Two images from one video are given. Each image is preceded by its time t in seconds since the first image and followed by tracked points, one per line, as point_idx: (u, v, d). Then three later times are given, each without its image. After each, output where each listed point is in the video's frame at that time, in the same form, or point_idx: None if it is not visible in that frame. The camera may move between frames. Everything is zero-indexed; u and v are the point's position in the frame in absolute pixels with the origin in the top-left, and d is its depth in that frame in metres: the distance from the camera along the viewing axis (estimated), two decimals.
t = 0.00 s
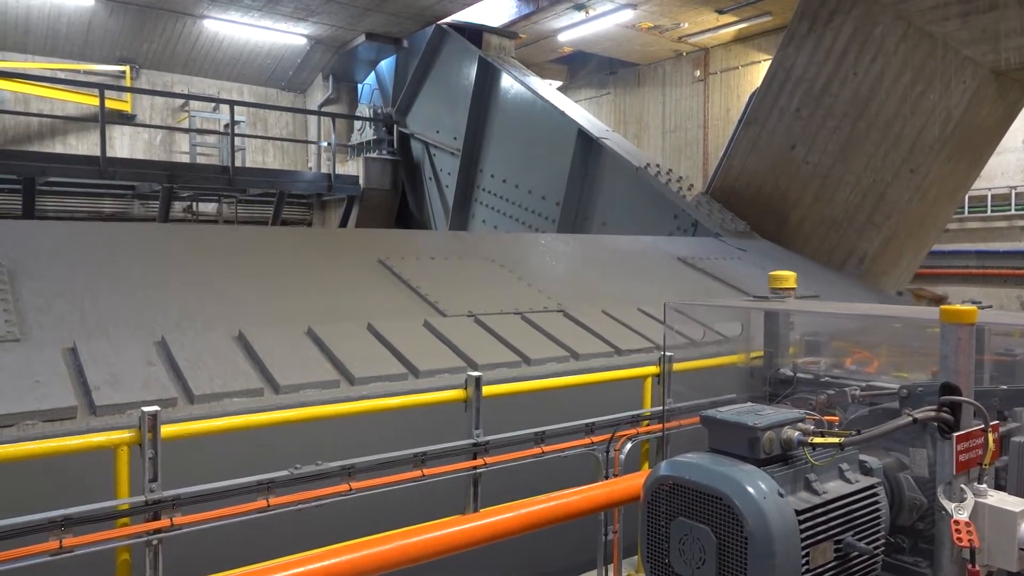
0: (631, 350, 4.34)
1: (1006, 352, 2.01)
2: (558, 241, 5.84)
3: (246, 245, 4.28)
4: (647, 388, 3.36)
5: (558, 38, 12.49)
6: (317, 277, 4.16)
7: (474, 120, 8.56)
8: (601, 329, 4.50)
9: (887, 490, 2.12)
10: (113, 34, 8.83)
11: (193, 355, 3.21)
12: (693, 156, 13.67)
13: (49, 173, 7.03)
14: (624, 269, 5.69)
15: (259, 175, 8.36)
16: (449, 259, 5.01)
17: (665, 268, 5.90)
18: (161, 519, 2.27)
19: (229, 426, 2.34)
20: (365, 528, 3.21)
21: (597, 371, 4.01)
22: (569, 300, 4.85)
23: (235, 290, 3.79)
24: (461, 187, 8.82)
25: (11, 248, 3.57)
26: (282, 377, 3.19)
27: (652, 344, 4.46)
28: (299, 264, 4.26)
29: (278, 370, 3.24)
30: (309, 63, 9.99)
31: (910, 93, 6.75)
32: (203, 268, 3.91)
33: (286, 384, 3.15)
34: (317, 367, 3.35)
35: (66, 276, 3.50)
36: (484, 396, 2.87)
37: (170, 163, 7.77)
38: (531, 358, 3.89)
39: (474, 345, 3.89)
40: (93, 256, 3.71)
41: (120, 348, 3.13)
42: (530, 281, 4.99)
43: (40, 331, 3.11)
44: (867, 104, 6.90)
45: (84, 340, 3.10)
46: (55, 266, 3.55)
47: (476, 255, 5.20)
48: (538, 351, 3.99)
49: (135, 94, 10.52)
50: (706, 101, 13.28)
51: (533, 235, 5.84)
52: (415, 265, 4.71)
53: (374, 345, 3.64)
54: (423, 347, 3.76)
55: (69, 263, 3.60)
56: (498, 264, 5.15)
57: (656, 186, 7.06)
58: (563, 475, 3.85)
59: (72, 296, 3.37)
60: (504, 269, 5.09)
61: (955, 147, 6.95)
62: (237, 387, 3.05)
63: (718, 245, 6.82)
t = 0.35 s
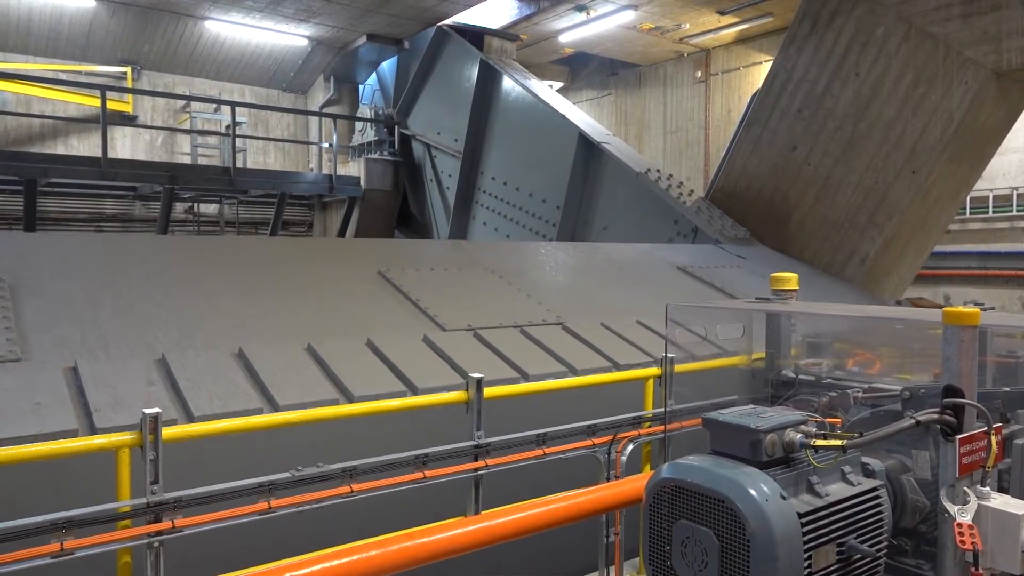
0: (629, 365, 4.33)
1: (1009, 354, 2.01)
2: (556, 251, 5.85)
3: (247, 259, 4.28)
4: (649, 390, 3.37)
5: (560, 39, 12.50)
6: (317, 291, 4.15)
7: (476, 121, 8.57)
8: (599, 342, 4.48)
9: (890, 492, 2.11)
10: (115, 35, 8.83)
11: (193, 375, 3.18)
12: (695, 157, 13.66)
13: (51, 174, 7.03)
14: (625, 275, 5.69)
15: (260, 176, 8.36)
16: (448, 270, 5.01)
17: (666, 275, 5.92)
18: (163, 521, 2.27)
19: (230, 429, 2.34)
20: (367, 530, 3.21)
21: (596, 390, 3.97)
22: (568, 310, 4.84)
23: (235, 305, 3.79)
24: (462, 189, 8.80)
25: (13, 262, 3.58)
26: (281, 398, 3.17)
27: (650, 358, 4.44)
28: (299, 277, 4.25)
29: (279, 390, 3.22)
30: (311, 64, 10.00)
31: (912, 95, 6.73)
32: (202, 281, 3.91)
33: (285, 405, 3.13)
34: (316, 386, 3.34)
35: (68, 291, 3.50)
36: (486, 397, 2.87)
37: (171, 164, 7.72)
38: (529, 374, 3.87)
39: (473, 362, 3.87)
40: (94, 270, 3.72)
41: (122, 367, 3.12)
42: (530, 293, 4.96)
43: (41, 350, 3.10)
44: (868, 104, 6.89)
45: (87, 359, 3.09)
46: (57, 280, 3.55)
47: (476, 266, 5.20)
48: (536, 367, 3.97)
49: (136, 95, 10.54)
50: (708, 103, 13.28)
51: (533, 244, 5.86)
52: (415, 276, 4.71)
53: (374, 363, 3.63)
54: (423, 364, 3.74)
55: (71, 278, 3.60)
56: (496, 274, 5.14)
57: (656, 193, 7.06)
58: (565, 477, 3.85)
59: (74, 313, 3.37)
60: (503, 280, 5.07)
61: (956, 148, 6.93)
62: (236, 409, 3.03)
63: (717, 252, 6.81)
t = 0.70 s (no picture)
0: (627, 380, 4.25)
1: (1012, 358, 2.00)
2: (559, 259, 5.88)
3: (248, 270, 4.27)
4: (651, 392, 3.37)
5: (562, 41, 12.52)
6: (319, 303, 4.16)
7: (479, 123, 8.58)
8: (599, 358, 4.44)
9: (892, 495, 2.11)
10: (119, 35, 8.84)
11: (193, 394, 3.17)
12: (697, 160, 13.67)
13: (54, 174, 7.04)
14: (626, 284, 5.70)
15: (263, 177, 8.37)
16: (449, 280, 5.01)
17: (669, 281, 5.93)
18: (165, 521, 2.27)
19: (233, 429, 2.35)
20: (370, 532, 3.21)
21: (596, 405, 3.90)
22: (569, 322, 4.82)
23: (235, 317, 3.79)
24: (465, 191, 8.82)
25: (17, 273, 3.60)
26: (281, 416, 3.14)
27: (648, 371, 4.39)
28: (300, 288, 4.25)
29: (280, 408, 3.20)
30: (314, 64, 10.02)
31: (914, 98, 6.70)
32: (202, 294, 3.91)
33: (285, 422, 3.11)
34: (316, 404, 3.31)
35: (70, 305, 3.51)
36: (488, 399, 2.88)
37: (174, 164, 7.71)
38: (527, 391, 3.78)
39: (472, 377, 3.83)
40: (96, 282, 3.72)
41: (124, 384, 3.11)
42: (530, 305, 4.93)
43: (44, 365, 3.10)
44: (871, 107, 6.89)
45: (89, 376, 3.09)
46: (60, 292, 3.56)
47: (477, 277, 5.19)
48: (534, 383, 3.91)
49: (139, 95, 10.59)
50: (710, 105, 13.28)
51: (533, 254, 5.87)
52: (416, 288, 4.70)
53: (375, 379, 3.61)
54: (422, 381, 3.70)
55: (73, 290, 3.61)
56: (496, 285, 5.14)
57: (658, 199, 7.05)
58: (567, 479, 3.85)
59: (77, 326, 3.38)
60: (504, 290, 5.07)
61: (959, 151, 6.88)
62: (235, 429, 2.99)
63: (717, 260, 6.77)
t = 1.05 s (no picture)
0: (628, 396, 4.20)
1: (1017, 365, 1.98)
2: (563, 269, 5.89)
3: (252, 284, 4.28)
4: (654, 397, 3.36)
5: (566, 44, 12.54)
6: (320, 316, 4.16)
7: (483, 126, 8.60)
8: (600, 373, 4.43)
9: (895, 501, 2.11)
10: (124, 36, 8.86)
11: (196, 410, 3.17)
12: (700, 164, 13.67)
13: (59, 174, 7.07)
14: (628, 296, 5.71)
15: (267, 179, 8.39)
16: (450, 292, 5.02)
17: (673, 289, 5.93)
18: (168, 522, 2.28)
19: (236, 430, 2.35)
20: (372, 534, 3.21)
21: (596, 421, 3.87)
22: (569, 337, 4.80)
23: (236, 331, 3.79)
24: (468, 194, 8.83)
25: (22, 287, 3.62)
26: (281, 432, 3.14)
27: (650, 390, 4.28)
28: (301, 301, 4.26)
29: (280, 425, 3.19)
30: (318, 66, 10.04)
31: (918, 104, 6.69)
32: (203, 307, 3.92)
33: (287, 440, 3.10)
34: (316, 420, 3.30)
35: (75, 320, 3.52)
36: (490, 402, 2.88)
37: (179, 165, 7.76)
38: (525, 406, 3.76)
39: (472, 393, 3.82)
40: (100, 297, 3.74)
41: (127, 401, 3.12)
42: (531, 319, 4.91)
43: (48, 383, 3.11)
44: (875, 112, 6.88)
45: (92, 393, 3.09)
46: (64, 307, 3.58)
47: (478, 289, 5.19)
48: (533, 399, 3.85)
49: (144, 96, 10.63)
50: (714, 110, 13.27)
51: (535, 264, 5.88)
52: (417, 300, 4.71)
53: (375, 395, 3.60)
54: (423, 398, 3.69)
55: (76, 305, 3.63)
56: (498, 297, 5.15)
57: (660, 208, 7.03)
58: (570, 483, 3.85)
59: (81, 342, 3.39)
60: (504, 303, 5.07)
61: (963, 157, 6.87)
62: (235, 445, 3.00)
63: (718, 271, 6.73)
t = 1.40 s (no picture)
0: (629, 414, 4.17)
1: (1020, 369, 2.00)
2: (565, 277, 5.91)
3: (254, 297, 4.29)
4: (656, 399, 3.37)
5: (569, 48, 12.56)
6: (321, 330, 4.17)
7: (487, 129, 8.62)
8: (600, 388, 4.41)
9: (898, 506, 2.11)
10: (128, 38, 8.89)
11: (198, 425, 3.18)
12: (703, 168, 13.69)
13: (63, 176, 7.10)
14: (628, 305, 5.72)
15: (271, 182, 8.41)
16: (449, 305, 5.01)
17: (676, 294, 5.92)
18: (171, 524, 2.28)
19: (238, 432, 2.35)
20: (375, 538, 3.22)
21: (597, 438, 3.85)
22: (569, 352, 4.78)
23: (236, 344, 3.81)
24: (470, 197, 8.86)
25: (26, 302, 3.64)
26: (281, 450, 3.12)
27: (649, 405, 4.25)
28: (302, 313, 4.28)
29: (281, 442, 3.17)
30: (322, 68, 10.07)
31: (921, 108, 6.67)
32: (205, 320, 3.95)
33: (286, 460, 3.08)
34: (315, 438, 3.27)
35: (77, 335, 3.54)
36: (493, 404, 2.88)
37: (182, 167, 7.81)
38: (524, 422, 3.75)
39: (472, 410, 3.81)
40: (102, 311, 3.76)
41: (129, 417, 3.13)
42: (532, 332, 4.91)
43: (51, 400, 3.12)
44: (879, 116, 6.87)
45: (94, 410, 3.11)
46: (67, 321, 3.60)
47: (480, 301, 5.20)
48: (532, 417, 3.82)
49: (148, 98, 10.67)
50: (717, 114, 13.28)
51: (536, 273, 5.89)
52: (418, 313, 4.71)
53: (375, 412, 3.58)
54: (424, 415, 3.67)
55: (79, 320, 3.64)
56: (499, 309, 5.14)
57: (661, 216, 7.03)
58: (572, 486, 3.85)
59: (84, 358, 3.40)
60: (505, 316, 5.06)
61: (966, 162, 6.83)
62: (234, 465, 2.99)
63: (719, 280, 6.71)
